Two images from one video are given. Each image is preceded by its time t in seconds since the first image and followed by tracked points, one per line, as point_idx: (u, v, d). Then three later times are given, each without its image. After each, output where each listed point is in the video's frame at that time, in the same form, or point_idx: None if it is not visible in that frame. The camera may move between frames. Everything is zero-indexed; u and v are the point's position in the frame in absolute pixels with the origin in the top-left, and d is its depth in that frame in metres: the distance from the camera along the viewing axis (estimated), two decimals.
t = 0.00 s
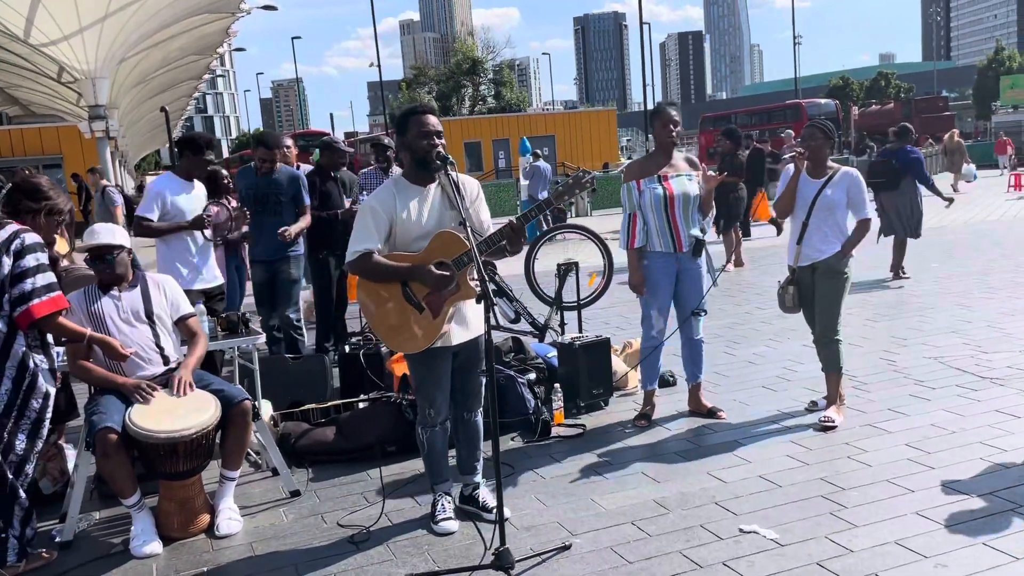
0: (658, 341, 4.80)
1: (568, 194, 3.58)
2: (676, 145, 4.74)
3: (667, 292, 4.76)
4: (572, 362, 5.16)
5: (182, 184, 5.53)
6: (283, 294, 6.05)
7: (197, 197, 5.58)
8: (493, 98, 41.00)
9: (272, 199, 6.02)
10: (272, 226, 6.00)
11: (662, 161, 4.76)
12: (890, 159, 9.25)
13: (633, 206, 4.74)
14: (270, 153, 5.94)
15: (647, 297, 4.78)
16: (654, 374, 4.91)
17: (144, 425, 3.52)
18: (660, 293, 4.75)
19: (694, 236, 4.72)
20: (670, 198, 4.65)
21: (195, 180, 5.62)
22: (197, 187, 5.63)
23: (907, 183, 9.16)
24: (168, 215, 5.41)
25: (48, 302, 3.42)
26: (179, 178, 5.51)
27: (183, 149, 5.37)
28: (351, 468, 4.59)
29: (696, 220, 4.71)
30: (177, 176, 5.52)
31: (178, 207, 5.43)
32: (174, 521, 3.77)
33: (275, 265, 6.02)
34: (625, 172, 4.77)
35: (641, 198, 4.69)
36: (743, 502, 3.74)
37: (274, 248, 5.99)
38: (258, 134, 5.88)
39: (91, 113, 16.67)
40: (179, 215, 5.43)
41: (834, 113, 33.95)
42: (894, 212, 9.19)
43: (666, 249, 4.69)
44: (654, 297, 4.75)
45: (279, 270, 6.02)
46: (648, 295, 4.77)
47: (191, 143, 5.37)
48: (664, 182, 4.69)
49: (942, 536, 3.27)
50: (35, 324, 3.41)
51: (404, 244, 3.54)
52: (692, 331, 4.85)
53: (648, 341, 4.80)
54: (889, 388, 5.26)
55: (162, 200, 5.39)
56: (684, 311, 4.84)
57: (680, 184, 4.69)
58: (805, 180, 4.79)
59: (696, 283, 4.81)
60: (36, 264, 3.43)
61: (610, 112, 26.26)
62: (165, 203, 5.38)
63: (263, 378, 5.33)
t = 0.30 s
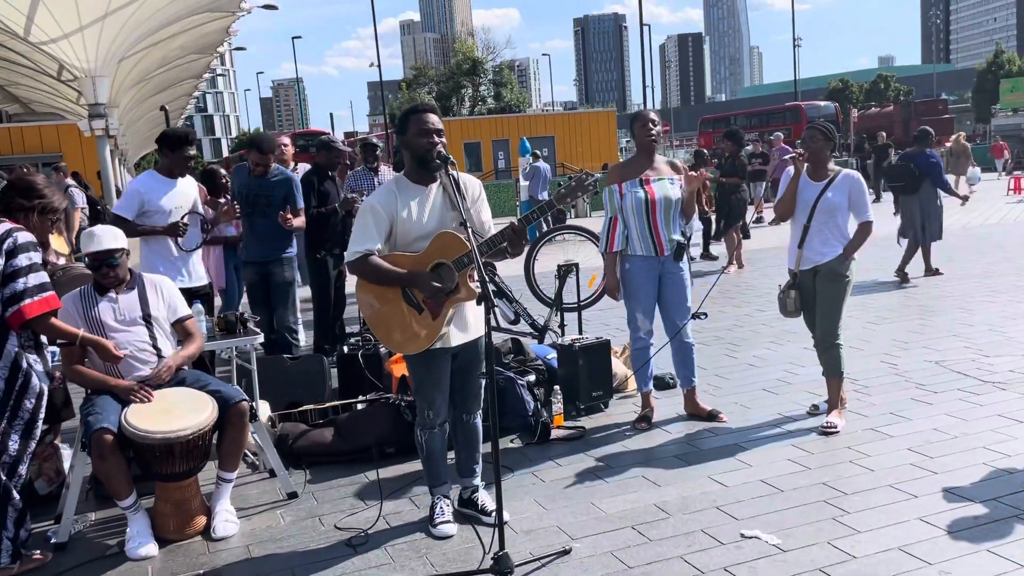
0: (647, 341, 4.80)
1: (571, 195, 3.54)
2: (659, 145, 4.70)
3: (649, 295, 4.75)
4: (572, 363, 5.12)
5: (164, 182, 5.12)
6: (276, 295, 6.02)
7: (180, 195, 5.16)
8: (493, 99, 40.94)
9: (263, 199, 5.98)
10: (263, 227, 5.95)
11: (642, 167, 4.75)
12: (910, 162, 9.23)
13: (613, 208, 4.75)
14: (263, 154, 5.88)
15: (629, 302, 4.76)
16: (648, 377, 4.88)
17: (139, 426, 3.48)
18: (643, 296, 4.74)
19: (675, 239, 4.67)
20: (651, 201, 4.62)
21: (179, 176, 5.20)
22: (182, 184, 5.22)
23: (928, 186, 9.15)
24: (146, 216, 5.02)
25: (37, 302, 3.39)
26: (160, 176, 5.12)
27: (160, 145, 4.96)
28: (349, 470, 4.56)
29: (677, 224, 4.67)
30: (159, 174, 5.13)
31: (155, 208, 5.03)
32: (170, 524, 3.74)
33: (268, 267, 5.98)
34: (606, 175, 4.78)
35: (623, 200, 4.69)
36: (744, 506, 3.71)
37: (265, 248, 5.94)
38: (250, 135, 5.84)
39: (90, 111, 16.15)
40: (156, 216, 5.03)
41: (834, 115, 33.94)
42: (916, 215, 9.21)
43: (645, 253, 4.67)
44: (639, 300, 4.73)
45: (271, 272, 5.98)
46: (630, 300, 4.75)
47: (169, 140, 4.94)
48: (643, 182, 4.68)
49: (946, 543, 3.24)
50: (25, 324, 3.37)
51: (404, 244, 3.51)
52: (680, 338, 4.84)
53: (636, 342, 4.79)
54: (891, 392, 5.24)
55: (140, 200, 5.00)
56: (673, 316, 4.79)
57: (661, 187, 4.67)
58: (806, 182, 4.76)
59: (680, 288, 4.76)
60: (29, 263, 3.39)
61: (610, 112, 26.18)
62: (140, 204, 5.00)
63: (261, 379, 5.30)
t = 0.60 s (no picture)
0: (644, 347, 4.74)
1: (575, 200, 3.46)
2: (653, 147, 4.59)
3: (648, 300, 4.68)
4: (573, 369, 5.06)
5: (149, 183, 5.05)
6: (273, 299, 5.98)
7: (166, 198, 5.07)
8: (496, 100, 40.90)
9: (257, 204, 5.89)
10: (257, 231, 5.86)
11: (635, 171, 4.62)
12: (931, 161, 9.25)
13: (610, 214, 4.67)
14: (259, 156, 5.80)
15: (626, 307, 4.70)
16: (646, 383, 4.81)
17: (132, 431, 3.42)
18: (641, 302, 4.67)
19: (672, 242, 4.62)
20: (648, 207, 4.56)
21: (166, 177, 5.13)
22: (167, 185, 5.13)
23: (950, 187, 9.17)
24: (130, 216, 4.96)
25: (25, 307, 3.31)
26: (146, 178, 5.05)
27: (145, 146, 4.89)
28: (346, 476, 4.50)
29: (673, 227, 4.63)
30: (141, 176, 5.04)
31: (139, 209, 4.96)
32: (162, 530, 3.68)
33: (262, 269, 5.92)
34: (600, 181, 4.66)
35: (620, 204, 4.60)
36: (748, 517, 3.64)
37: (260, 251, 5.89)
38: (246, 138, 5.75)
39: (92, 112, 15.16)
40: (139, 218, 4.97)
41: (838, 119, 33.86)
42: (939, 215, 9.24)
43: (644, 258, 4.61)
44: (637, 306, 4.66)
45: (265, 273, 5.93)
46: (628, 305, 4.68)
47: (152, 140, 4.86)
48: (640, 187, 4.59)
49: (954, 557, 3.17)
50: (12, 329, 3.30)
51: (403, 245, 3.44)
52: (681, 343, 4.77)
53: (633, 347, 4.74)
54: (896, 400, 5.16)
55: (124, 202, 4.94)
56: (672, 320, 4.72)
57: (656, 192, 4.61)
58: (811, 187, 4.69)
59: (678, 292, 4.70)
60: (17, 268, 3.32)
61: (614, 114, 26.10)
62: (125, 207, 4.94)
63: (259, 382, 5.22)
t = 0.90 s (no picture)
0: (649, 351, 4.70)
1: (581, 207, 3.41)
2: (658, 150, 4.60)
3: (656, 304, 4.62)
4: (577, 373, 5.01)
5: (144, 181, 5.01)
6: (262, 301, 5.92)
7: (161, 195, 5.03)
8: (500, 101, 40.87)
9: (246, 202, 5.86)
10: (247, 229, 5.83)
11: (642, 175, 4.62)
12: (964, 168, 9.16)
13: (618, 218, 4.58)
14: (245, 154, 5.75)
15: (636, 311, 4.64)
16: (651, 387, 4.75)
17: (129, 433, 3.37)
18: (649, 305, 4.60)
19: (679, 244, 4.58)
20: (659, 211, 4.51)
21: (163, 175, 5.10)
22: (164, 183, 5.09)
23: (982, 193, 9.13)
24: (126, 214, 4.89)
25: (22, 307, 3.27)
26: (141, 176, 5.01)
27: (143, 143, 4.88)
28: (346, 479, 4.44)
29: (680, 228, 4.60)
30: (138, 174, 5.01)
31: (133, 206, 4.89)
32: (159, 533, 3.62)
33: (250, 271, 5.82)
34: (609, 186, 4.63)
35: (630, 208, 4.54)
36: (753, 526, 3.59)
37: (251, 253, 5.80)
38: (236, 137, 5.70)
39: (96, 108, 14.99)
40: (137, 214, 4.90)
41: (843, 123, 33.78)
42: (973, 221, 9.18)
43: (654, 262, 4.54)
44: (644, 310, 4.60)
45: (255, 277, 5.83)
46: (635, 309, 4.63)
47: (150, 138, 4.86)
48: (648, 191, 4.57)
49: (964, 570, 3.11)
50: (9, 329, 3.26)
51: (405, 246, 3.39)
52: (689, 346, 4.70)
53: (638, 352, 4.71)
54: (903, 407, 5.10)
55: (118, 200, 4.88)
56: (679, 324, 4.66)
57: (664, 194, 4.58)
58: (820, 191, 4.64)
59: (687, 295, 4.64)
60: (14, 267, 3.27)
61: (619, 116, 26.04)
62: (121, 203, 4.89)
63: (259, 383, 5.18)
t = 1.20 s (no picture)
0: (658, 355, 4.65)
1: (582, 212, 3.40)
2: (674, 155, 4.58)
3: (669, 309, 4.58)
4: (579, 378, 4.97)
5: (146, 183, 5.00)
6: (256, 300, 5.92)
7: (163, 197, 5.01)
8: (506, 104, 40.83)
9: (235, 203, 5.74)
10: (237, 229, 5.74)
11: (659, 178, 4.58)
12: (994, 172, 9.16)
13: (635, 221, 4.52)
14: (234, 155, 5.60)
15: (650, 316, 4.58)
16: (655, 393, 4.70)
17: (126, 434, 3.34)
18: (662, 309, 4.56)
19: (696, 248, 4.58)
20: (678, 216, 4.47)
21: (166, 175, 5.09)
22: (168, 184, 5.09)
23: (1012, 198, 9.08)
24: (126, 215, 4.89)
25: (27, 298, 3.25)
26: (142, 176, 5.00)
27: (144, 146, 4.84)
28: (345, 482, 4.40)
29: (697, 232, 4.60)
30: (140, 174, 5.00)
31: (134, 206, 4.90)
32: (156, 536, 3.59)
33: (242, 273, 5.78)
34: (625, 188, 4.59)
35: (648, 210, 4.49)
36: (756, 536, 3.54)
37: (242, 254, 5.76)
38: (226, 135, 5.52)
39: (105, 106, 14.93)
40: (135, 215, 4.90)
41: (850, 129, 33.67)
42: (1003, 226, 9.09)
43: (672, 266, 4.49)
44: (656, 314, 4.55)
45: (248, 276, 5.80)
46: (649, 313, 4.56)
47: (151, 140, 4.81)
48: (666, 193, 4.53)
49: None
50: (14, 321, 3.22)
51: (406, 249, 3.36)
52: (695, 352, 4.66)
53: (648, 356, 4.64)
54: (909, 417, 5.05)
55: (118, 200, 4.87)
56: (687, 329, 4.62)
57: (682, 198, 4.55)
58: (831, 197, 4.60)
59: (697, 300, 4.61)
60: (14, 258, 3.22)
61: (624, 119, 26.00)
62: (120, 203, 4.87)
63: (259, 384, 5.15)
